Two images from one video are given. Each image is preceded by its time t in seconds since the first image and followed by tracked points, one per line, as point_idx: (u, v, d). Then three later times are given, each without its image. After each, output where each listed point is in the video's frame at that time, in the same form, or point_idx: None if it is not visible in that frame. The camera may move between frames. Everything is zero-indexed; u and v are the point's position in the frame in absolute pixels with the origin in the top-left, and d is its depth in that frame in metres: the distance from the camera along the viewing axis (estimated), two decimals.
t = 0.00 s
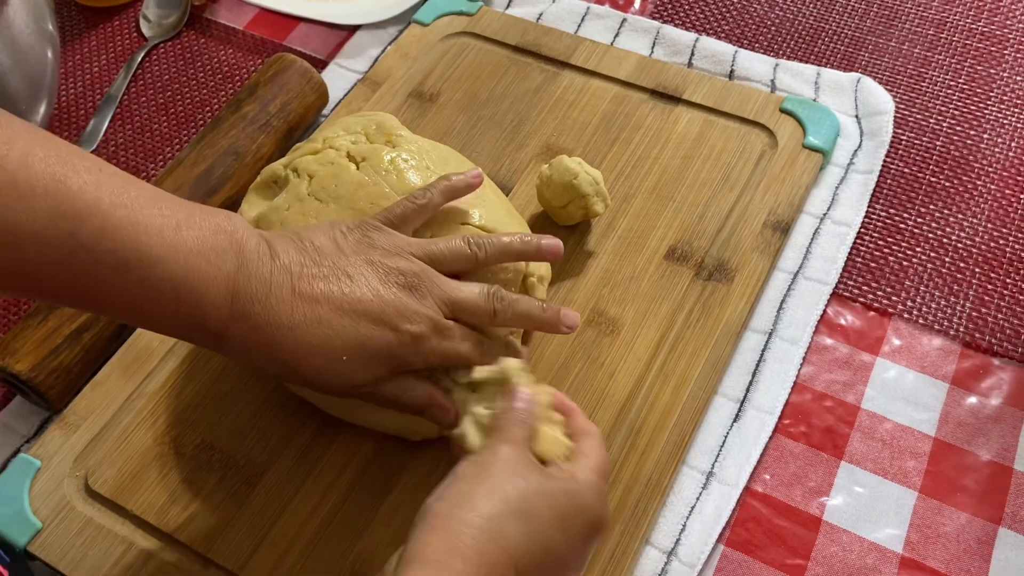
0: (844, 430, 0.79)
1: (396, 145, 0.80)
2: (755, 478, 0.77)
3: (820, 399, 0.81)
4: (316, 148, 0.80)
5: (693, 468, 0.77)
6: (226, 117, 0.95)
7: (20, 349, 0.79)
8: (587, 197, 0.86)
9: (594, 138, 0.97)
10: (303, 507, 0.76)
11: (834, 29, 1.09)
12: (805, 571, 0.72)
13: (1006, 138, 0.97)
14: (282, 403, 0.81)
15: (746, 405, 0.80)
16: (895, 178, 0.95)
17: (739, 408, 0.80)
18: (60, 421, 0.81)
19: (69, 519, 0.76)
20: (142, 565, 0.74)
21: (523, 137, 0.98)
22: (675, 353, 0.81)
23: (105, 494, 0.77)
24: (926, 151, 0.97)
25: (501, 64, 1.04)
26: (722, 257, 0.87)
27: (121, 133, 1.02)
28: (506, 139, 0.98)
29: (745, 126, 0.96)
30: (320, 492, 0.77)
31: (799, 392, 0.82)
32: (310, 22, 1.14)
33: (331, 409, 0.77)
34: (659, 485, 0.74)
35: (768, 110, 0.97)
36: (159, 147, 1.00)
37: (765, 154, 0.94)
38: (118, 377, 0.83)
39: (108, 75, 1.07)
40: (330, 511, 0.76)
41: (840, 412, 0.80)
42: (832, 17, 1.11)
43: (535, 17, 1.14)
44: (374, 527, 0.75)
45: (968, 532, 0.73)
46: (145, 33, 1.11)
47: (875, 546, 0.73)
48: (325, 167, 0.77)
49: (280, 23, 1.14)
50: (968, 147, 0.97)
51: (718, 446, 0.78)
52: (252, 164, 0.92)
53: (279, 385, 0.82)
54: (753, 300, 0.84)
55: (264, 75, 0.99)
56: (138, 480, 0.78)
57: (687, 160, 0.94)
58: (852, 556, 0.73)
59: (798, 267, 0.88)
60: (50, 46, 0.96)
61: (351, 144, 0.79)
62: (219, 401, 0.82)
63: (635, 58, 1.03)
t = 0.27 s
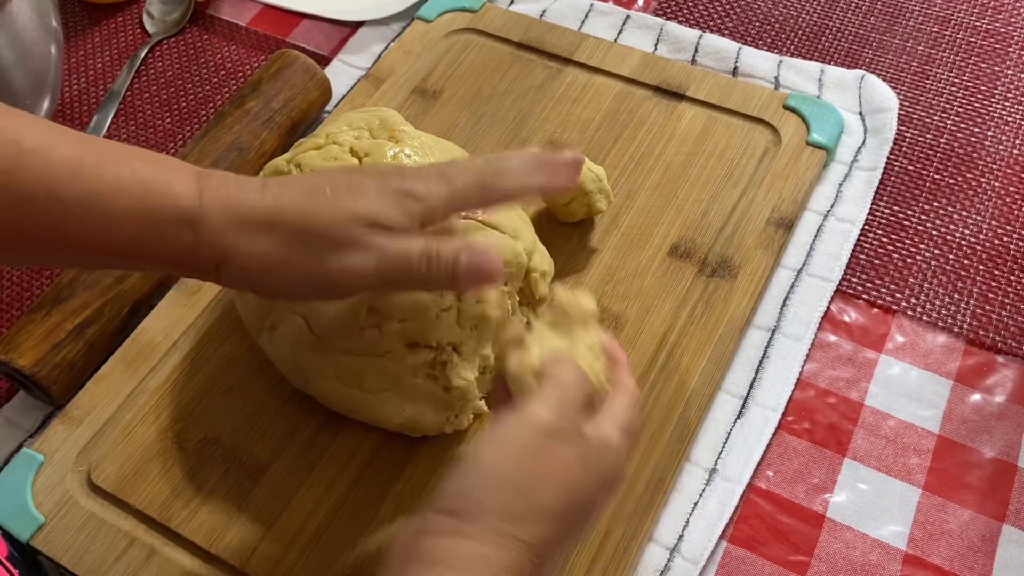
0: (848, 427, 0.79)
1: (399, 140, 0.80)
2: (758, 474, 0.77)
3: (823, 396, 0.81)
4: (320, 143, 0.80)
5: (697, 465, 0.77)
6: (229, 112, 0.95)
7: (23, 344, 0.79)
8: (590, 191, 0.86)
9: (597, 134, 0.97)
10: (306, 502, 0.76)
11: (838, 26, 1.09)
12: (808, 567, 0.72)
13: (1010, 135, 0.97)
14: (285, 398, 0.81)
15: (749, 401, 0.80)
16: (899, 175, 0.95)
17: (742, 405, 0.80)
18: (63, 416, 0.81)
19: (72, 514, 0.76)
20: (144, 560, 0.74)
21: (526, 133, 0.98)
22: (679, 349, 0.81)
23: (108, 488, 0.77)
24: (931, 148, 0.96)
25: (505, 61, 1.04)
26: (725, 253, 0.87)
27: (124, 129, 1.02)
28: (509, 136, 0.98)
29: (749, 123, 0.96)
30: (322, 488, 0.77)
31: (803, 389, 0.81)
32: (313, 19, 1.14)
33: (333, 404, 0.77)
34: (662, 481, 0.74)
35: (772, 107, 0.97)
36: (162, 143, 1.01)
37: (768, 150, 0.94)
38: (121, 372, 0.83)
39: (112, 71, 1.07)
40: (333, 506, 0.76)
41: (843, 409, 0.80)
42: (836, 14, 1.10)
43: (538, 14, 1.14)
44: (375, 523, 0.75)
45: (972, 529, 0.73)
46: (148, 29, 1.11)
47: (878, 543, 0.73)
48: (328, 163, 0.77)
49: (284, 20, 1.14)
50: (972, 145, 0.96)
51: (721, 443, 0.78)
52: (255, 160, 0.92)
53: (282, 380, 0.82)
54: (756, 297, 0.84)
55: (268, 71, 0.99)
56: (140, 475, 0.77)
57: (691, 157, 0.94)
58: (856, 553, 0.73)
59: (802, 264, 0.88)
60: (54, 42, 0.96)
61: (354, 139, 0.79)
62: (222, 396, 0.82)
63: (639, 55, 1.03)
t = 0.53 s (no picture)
0: (853, 427, 0.79)
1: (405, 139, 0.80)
2: (763, 474, 0.77)
3: (828, 396, 0.81)
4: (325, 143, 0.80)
5: (702, 464, 0.77)
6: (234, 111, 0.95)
7: (29, 342, 0.79)
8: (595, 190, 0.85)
9: (602, 133, 0.97)
10: (312, 500, 0.76)
11: (843, 25, 1.09)
12: (813, 567, 0.72)
13: (1015, 135, 0.97)
14: (290, 396, 0.81)
15: (754, 401, 0.80)
16: (904, 174, 0.94)
17: (747, 404, 0.80)
18: (68, 415, 0.81)
19: (77, 512, 0.76)
20: (149, 557, 0.74)
21: (531, 132, 0.97)
22: (684, 348, 0.81)
23: (114, 487, 0.77)
24: (936, 148, 0.96)
25: (510, 60, 1.04)
26: (731, 253, 0.86)
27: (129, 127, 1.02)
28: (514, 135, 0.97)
29: (754, 122, 0.96)
30: (327, 486, 0.77)
31: (808, 389, 0.81)
32: (318, 17, 1.14)
33: (337, 402, 0.77)
34: (668, 480, 0.74)
35: (777, 106, 0.96)
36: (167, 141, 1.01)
37: (774, 150, 0.93)
38: (126, 370, 0.83)
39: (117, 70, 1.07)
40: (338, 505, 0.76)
41: (848, 409, 0.80)
42: (841, 14, 1.10)
43: (542, 13, 1.13)
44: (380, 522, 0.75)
45: (978, 529, 0.73)
46: (152, 27, 1.11)
47: (884, 542, 0.73)
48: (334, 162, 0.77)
49: (288, 19, 1.14)
50: (977, 144, 0.96)
51: (726, 442, 0.78)
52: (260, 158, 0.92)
53: (288, 378, 0.82)
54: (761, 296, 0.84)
55: (273, 70, 0.99)
56: (145, 473, 0.78)
57: (696, 156, 0.94)
58: (861, 554, 0.73)
59: (807, 263, 0.88)
60: (59, 41, 0.96)
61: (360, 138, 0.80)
62: (227, 394, 0.82)
63: (643, 54, 1.02)
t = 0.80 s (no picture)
0: (860, 431, 0.79)
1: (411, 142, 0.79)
2: (770, 479, 0.77)
3: (836, 400, 0.81)
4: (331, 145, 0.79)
5: (708, 469, 0.77)
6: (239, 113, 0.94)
7: (33, 343, 0.80)
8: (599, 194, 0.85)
9: (607, 135, 0.96)
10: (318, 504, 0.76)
11: (850, 27, 1.09)
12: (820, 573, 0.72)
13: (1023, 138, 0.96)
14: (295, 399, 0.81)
15: (761, 405, 0.80)
16: (912, 178, 0.94)
17: (754, 409, 0.80)
18: (72, 417, 0.81)
19: (81, 515, 0.76)
20: (154, 561, 0.73)
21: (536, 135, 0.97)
22: (691, 351, 0.81)
23: (118, 490, 0.77)
24: (943, 151, 0.96)
25: (515, 61, 1.04)
26: (737, 256, 0.86)
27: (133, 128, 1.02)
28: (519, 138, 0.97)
29: (761, 124, 0.96)
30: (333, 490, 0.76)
31: (815, 393, 0.81)
32: (322, 18, 1.14)
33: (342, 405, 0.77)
34: (675, 485, 0.74)
35: (784, 108, 0.96)
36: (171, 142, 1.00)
37: (780, 152, 0.93)
38: (131, 372, 0.83)
39: (121, 70, 1.07)
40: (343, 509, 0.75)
41: (855, 413, 0.80)
42: (847, 16, 1.10)
43: (548, 14, 1.13)
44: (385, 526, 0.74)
45: (986, 535, 0.73)
46: (156, 28, 1.11)
47: (892, 548, 0.73)
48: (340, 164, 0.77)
49: (292, 19, 1.14)
50: (985, 147, 0.96)
51: (733, 446, 0.78)
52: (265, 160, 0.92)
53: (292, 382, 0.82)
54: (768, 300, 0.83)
55: (277, 71, 0.98)
56: (150, 477, 0.77)
57: (702, 158, 0.93)
58: (869, 559, 0.72)
59: (814, 267, 0.88)
60: (63, 40, 0.96)
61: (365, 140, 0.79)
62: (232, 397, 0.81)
63: (649, 55, 1.02)
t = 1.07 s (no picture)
0: (866, 434, 0.78)
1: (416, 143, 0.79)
2: (776, 481, 0.76)
3: (841, 403, 0.80)
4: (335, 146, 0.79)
5: (713, 471, 0.76)
6: (242, 112, 0.94)
7: (35, 344, 0.79)
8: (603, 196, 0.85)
9: (612, 135, 0.96)
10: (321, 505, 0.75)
11: (854, 27, 1.08)
12: None
13: None
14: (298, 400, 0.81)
15: (767, 407, 0.79)
16: (917, 178, 0.94)
17: (759, 411, 0.79)
18: (74, 418, 0.80)
19: (83, 518, 0.76)
20: (157, 563, 0.73)
21: (540, 135, 0.97)
22: (696, 352, 0.80)
23: (120, 492, 0.76)
24: (948, 152, 0.95)
25: (518, 60, 1.03)
26: (742, 257, 0.86)
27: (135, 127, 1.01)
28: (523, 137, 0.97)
29: (766, 124, 0.95)
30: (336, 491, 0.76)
31: (821, 395, 0.81)
32: (325, 17, 1.13)
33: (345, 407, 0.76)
34: (680, 487, 0.74)
35: (789, 108, 0.96)
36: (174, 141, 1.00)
37: (785, 153, 0.93)
38: (133, 373, 0.82)
39: (122, 69, 1.06)
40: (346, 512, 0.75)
41: (861, 415, 0.79)
42: (852, 15, 1.09)
43: (551, 13, 1.13)
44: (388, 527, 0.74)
45: (992, 538, 0.72)
46: (158, 26, 1.10)
47: (898, 551, 0.72)
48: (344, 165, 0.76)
49: (295, 18, 1.13)
50: (991, 148, 0.95)
51: (738, 449, 0.77)
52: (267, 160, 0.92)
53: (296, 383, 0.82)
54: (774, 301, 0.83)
55: (280, 71, 0.98)
56: (153, 478, 0.77)
57: (707, 159, 0.93)
58: (875, 563, 0.72)
59: (819, 268, 0.87)
60: (65, 38, 0.96)
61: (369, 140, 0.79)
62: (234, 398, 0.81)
63: (653, 55, 1.02)
